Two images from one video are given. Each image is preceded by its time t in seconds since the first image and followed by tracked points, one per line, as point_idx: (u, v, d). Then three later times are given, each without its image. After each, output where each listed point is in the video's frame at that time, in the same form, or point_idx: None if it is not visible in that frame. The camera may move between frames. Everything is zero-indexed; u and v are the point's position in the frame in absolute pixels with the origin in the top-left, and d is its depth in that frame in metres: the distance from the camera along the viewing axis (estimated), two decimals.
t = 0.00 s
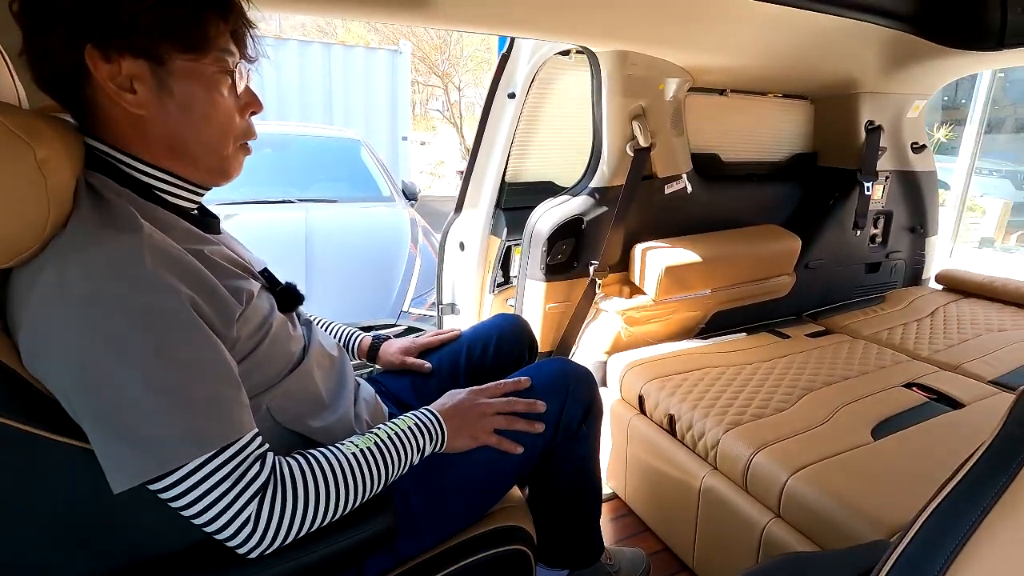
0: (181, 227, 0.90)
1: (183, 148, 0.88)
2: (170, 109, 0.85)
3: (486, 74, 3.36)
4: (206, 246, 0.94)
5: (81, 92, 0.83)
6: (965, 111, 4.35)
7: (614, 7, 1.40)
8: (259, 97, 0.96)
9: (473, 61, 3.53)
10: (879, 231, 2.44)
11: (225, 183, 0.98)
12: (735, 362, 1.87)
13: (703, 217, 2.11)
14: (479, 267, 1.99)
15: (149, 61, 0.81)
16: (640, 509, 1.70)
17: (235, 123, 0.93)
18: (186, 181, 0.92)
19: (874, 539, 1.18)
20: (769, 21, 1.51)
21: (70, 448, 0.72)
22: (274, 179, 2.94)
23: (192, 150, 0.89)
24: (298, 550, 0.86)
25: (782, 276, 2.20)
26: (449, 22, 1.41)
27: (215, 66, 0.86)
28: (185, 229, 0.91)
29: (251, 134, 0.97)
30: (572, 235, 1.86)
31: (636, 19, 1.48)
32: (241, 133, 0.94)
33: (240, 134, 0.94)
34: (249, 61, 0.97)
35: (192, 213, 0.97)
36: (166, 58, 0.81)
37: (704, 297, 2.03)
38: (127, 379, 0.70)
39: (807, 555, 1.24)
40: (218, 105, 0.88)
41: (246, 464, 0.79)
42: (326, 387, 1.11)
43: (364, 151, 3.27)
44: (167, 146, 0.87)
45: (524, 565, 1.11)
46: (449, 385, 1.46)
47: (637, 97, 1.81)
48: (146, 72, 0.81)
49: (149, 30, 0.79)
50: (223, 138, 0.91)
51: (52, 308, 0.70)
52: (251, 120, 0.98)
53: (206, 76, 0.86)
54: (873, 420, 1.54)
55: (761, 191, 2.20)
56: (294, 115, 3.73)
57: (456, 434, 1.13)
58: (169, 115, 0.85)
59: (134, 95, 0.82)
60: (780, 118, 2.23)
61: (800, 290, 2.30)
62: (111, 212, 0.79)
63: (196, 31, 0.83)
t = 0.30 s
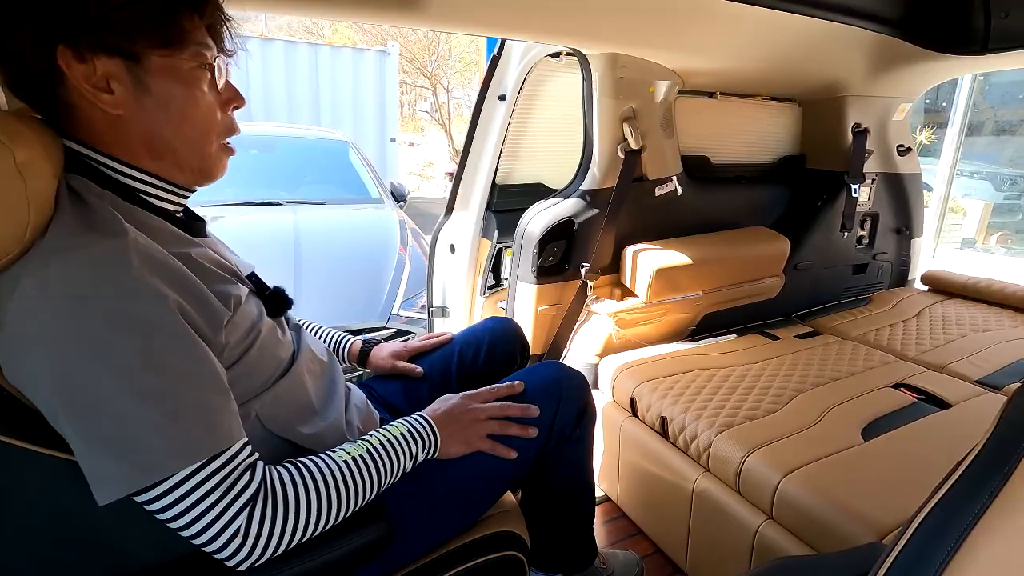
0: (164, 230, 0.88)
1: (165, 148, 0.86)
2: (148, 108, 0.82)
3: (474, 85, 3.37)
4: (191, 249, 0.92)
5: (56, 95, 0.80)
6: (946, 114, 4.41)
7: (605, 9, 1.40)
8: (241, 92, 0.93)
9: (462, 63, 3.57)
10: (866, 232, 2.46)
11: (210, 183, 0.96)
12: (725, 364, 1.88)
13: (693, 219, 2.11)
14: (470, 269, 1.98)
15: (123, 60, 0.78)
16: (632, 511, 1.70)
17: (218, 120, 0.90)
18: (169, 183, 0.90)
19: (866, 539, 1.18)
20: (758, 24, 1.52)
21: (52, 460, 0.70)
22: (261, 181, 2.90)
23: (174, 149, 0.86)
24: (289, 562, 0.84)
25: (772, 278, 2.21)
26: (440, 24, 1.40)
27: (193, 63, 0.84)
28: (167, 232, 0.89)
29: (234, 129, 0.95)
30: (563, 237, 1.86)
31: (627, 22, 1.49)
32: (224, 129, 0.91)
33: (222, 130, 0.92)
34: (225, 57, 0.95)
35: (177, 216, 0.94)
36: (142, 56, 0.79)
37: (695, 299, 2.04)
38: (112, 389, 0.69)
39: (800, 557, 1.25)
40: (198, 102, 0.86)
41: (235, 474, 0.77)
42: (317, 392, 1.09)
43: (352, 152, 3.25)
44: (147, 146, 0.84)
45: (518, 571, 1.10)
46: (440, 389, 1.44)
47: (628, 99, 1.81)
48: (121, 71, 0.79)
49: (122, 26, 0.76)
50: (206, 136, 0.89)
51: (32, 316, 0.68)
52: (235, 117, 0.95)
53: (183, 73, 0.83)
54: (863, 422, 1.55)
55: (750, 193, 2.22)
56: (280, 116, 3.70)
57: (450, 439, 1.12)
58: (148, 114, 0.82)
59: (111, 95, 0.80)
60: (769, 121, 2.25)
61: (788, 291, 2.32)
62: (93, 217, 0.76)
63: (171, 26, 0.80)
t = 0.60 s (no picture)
0: (156, 224, 0.85)
1: (138, 135, 0.84)
2: (112, 95, 0.80)
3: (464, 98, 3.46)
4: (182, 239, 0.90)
5: (23, 103, 0.79)
6: (929, 115, 4.48)
7: (596, 10, 1.41)
8: (198, 62, 0.91)
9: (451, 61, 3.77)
10: (852, 231, 2.50)
11: (192, 165, 0.94)
12: (715, 361, 1.90)
13: (683, 218, 2.13)
14: (461, 269, 1.98)
15: (73, 52, 0.76)
16: (625, 508, 1.71)
17: (182, 94, 0.88)
18: (150, 173, 0.88)
19: (855, 533, 1.20)
20: (746, 24, 1.54)
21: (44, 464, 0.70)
22: (250, 181, 2.88)
23: (148, 134, 0.85)
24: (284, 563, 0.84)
25: (761, 276, 2.23)
26: (432, 24, 1.40)
27: (141, 38, 0.82)
28: (156, 228, 0.85)
29: (203, 103, 0.93)
30: (554, 236, 1.86)
31: (617, 23, 1.50)
32: (190, 101, 0.89)
33: (190, 103, 0.90)
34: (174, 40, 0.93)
35: (163, 207, 0.93)
36: (89, 44, 0.77)
37: (685, 297, 2.05)
38: (105, 391, 0.68)
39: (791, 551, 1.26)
40: (157, 81, 0.84)
41: (229, 475, 0.77)
42: (313, 389, 1.09)
43: (341, 151, 3.23)
44: (120, 136, 0.83)
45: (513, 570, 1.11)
46: (434, 388, 1.44)
47: (618, 99, 1.82)
48: (75, 63, 0.77)
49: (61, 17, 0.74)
50: (175, 113, 0.87)
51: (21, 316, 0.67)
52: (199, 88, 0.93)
53: (137, 51, 0.81)
54: (851, 417, 1.58)
55: (739, 192, 2.24)
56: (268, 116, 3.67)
57: (444, 438, 1.12)
58: (112, 101, 0.80)
59: (72, 92, 0.78)
60: (758, 121, 2.27)
61: (777, 290, 2.34)
62: (79, 215, 0.75)
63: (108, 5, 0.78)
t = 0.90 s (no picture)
0: (142, 224, 0.84)
1: (121, 134, 0.83)
2: (94, 94, 0.79)
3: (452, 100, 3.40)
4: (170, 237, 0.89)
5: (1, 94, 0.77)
6: (911, 114, 4.55)
7: (587, 9, 1.42)
8: (184, 68, 0.90)
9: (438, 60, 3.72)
10: (839, 229, 2.53)
11: (172, 166, 0.93)
12: (705, 359, 1.91)
13: (673, 216, 2.14)
14: (453, 268, 1.98)
15: (54, 48, 0.74)
16: (617, 505, 1.72)
17: (167, 100, 0.87)
18: (134, 171, 0.87)
19: (844, 527, 1.22)
20: (735, 24, 1.55)
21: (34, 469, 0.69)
22: (236, 180, 2.85)
23: (131, 133, 0.83)
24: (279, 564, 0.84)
25: (749, 274, 2.25)
26: (423, 23, 1.39)
27: (128, 42, 0.81)
28: (140, 225, 0.84)
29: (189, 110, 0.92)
30: (545, 235, 1.87)
31: (608, 22, 1.50)
32: (174, 108, 0.88)
33: (174, 109, 0.89)
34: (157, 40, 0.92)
35: (149, 205, 0.92)
36: (72, 41, 0.75)
37: (675, 296, 2.07)
38: (96, 392, 0.67)
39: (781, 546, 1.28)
40: (141, 84, 0.82)
41: (222, 476, 0.76)
42: (306, 390, 1.09)
43: (329, 149, 3.22)
44: (103, 134, 0.81)
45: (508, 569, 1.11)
46: (426, 386, 1.44)
47: (609, 98, 1.83)
48: (55, 60, 0.75)
49: (46, 13, 0.72)
50: (159, 116, 0.86)
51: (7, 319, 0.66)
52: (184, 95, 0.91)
53: (121, 54, 0.80)
54: (838, 413, 1.60)
55: (728, 190, 2.26)
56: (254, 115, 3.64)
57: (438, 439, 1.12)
58: (93, 100, 0.79)
59: (50, 88, 0.76)
60: (745, 120, 2.29)
61: (765, 287, 2.37)
62: (65, 216, 0.74)
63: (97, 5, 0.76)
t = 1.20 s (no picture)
0: (121, 219, 0.82)
1: (97, 124, 0.81)
2: (66, 84, 0.77)
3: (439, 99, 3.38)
4: (150, 235, 0.87)
5: None
6: (894, 113, 4.61)
7: (576, 7, 1.41)
8: (156, 53, 0.88)
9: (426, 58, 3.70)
10: (825, 226, 2.55)
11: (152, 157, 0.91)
12: (694, 356, 1.92)
13: (661, 214, 2.15)
14: (442, 268, 1.97)
15: (21, 36, 0.72)
16: (608, 503, 1.72)
17: (142, 85, 0.85)
18: (112, 164, 0.85)
19: (834, 522, 1.22)
20: (723, 21, 1.55)
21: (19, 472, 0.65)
22: (219, 179, 2.82)
23: (107, 123, 0.82)
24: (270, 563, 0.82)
25: (737, 271, 2.26)
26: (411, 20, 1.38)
27: (98, 27, 0.79)
28: (117, 219, 0.82)
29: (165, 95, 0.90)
30: (535, 233, 1.86)
31: (597, 19, 1.50)
32: (151, 94, 0.86)
33: (152, 97, 0.87)
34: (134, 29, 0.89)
35: (129, 200, 0.90)
36: (41, 29, 0.73)
37: (664, 293, 2.08)
38: (82, 391, 0.65)
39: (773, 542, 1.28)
40: (115, 70, 0.81)
41: (219, 461, 0.74)
42: (295, 392, 1.07)
43: (315, 148, 3.20)
44: (76, 125, 0.79)
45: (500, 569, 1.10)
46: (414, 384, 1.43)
47: (598, 95, 1.83)
48: (24, 49, 0.73)
49: None
50: (133, 103, 0.84)
51: None
52: (162, 82, 0.90)
53: (93, 39, 0.78)
54: (826, 409, 1.61)
55: (716, 188, 2.27)
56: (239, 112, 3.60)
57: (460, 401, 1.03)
58: (66, 90, 0.77)
59: (20, 78, 0.74)
60: (733, 118, 2.30)
61: (753, 284, 2.38)
62: (41, 212, 0.71)
63: None
